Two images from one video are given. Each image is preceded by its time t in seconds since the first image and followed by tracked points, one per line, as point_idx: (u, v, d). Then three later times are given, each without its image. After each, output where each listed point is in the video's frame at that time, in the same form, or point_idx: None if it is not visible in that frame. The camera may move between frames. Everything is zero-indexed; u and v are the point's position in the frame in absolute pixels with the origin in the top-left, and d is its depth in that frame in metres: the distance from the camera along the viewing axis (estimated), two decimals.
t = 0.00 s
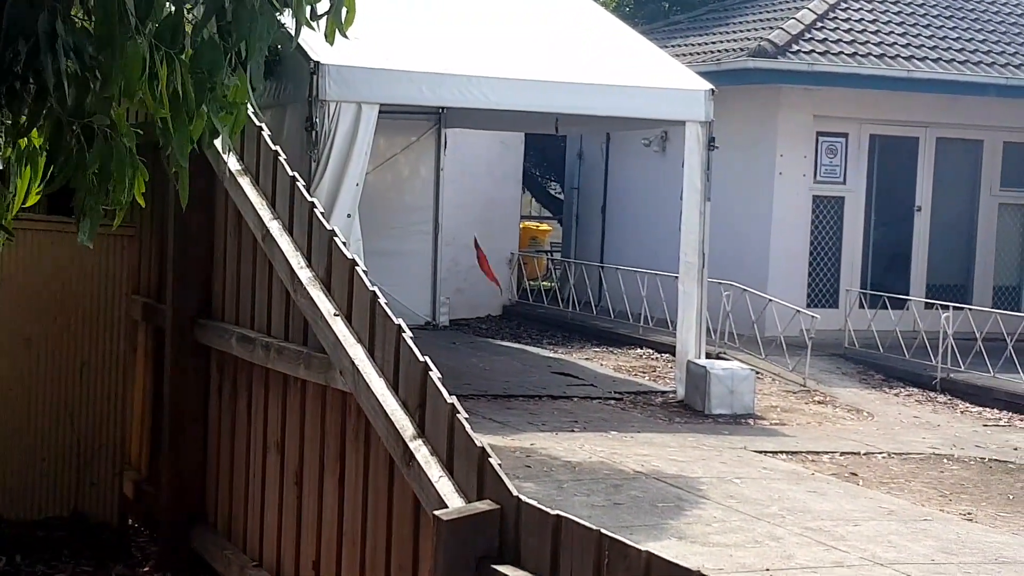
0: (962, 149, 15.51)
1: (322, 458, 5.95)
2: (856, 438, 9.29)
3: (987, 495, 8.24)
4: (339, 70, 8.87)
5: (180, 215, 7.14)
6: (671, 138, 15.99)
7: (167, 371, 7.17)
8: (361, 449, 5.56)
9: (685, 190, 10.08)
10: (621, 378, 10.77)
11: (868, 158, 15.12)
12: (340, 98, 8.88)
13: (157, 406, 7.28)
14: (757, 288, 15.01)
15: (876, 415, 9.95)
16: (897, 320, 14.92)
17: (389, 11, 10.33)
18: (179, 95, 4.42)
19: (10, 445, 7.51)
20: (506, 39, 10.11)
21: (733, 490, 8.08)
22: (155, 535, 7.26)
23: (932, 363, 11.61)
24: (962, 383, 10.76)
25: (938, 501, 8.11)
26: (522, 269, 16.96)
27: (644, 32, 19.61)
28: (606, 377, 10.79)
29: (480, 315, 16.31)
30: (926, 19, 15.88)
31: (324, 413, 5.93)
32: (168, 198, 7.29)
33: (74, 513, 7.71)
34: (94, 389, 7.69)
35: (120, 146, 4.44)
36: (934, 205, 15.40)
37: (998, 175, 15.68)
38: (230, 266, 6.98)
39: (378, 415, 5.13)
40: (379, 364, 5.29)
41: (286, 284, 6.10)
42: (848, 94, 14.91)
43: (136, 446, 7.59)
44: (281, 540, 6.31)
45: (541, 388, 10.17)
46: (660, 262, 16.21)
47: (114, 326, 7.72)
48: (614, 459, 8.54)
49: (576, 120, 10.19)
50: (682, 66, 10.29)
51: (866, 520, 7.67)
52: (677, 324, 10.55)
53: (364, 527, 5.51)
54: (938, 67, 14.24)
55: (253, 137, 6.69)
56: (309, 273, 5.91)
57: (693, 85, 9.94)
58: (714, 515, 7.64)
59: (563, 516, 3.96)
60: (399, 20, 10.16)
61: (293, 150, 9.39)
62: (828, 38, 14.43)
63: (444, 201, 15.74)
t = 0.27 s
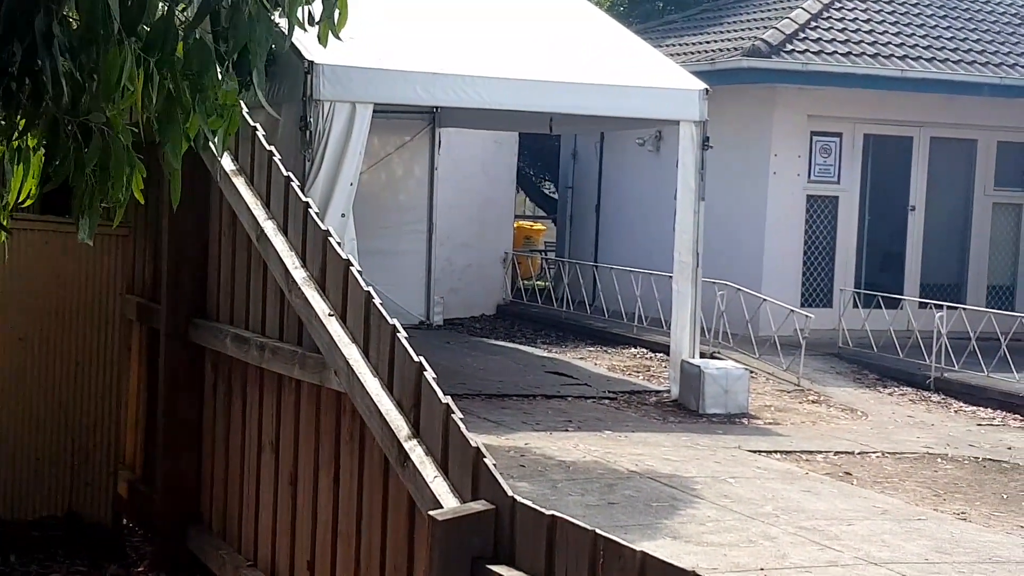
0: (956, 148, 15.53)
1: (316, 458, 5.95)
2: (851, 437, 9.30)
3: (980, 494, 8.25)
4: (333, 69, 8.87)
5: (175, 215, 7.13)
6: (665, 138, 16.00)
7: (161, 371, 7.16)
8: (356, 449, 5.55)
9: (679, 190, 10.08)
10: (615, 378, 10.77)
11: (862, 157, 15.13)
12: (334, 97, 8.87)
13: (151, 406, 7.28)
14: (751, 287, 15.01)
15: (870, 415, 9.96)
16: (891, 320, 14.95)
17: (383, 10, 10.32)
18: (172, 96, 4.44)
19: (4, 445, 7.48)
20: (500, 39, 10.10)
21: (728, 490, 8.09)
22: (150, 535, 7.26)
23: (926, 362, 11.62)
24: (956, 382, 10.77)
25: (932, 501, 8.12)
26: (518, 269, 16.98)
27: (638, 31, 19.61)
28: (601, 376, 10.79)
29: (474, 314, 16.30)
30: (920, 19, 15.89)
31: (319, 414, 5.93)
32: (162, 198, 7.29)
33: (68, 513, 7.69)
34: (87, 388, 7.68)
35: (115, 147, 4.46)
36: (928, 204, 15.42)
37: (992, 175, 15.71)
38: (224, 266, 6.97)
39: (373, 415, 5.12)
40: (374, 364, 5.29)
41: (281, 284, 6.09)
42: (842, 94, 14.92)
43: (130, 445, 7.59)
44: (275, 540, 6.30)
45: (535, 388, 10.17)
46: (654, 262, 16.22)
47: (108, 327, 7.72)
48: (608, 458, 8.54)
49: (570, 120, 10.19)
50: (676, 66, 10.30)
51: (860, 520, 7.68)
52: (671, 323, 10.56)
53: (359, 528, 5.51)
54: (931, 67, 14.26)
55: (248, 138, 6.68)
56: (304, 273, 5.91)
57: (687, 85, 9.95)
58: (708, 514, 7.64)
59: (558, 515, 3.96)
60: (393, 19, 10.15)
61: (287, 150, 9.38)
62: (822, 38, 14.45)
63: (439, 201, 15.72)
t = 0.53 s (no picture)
0: (950, 146, 15.56)
1: (313, 455, 5.94)
2: (845, 434, 9.32)
3: (976, 491, 8.26)
4: (328, 68, 8.87)
5: (171, 213, 7.11)
6: (660, 135, 16.02)
7: (158, 368, 7.15)
8: (353, 447, 5.55)
9: (674, 188, 10.08)
10: (610, 376, 10.77)
11: (856, 154, 15.15)
12: (329, 95, 8.87)
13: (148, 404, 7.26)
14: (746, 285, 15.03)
15: (865, 412, 9.97)
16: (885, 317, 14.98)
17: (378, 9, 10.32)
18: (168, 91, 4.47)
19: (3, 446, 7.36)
20: (495, 37, 10.10)
21: (723, 487, 8.09)
22: (147, 533, 7.24)
23: (921, 359, 11.64)
24: (951, 379, 10.79)
25: (927, 497, 8.13)
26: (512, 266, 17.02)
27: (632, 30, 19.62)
28: (596, 374, 10.80)
29: (469, 313, 16.29)
30: (914, 17, 15.92)
31: (315, 411, 5.92)
32: (159, 195, 7.28)
33: (64, 512, 7.64)
34: (84, 387, 7.64)
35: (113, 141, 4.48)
36: (922, 202, 15.45)
37: (985, 172, 15.73)
38: (220, 263, 6.97)
39: (369, 411, 5.12)
40: (370, 360, 5.29)
41: (277, 282, 6.09)
42: (836, 92, 14.94)
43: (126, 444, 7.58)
44: (272, 537, 6.29)
45: (531, 386, 10.17)
46: (649, 261, 16.22)
47: (104, 324, 7.70)
48: (604, 456, 8.54)
49: (565, 118, 10.20)
50: (670, 64, 10.30)
51: (856, 517, 7.69)
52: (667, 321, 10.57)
53: (356, 525, 5.50)
54: (925, 64, 14.28)
55: (244, 135, 6.68)
56: (299, 270, 5.90)
57: (682, 82, 9.96)
58: (704, 511, 7.65)
59: (555, 510, 3.96)
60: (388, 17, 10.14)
61: (281, 148, 9.38)
62: (816, 36, 14.48)
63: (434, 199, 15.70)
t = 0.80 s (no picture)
0: (944, 145, 15.56)
1: (306, 453, 5.94)
2: (839, 433, 9.32)
3: (969, 489, 8.26)
4: (321, 66, 8.87)
5: (164, 212, 7.11)
6: (654, 134, 16.03)
7: (151, 367, 7.16)
8: (345, 444, 5.55)
9: (668, 186, 10.09)
10: (605, 374, 10.77)
11: (851, 153, 15.15)
12: (323, 94, 8.88)
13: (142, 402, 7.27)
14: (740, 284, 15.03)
15: (859, 410, 9.98)
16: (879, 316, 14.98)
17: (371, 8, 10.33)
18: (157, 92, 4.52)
19: None
20: (487, 35, 10.10)
21: (717, 485, 8.10)
22: (140, 531, 7.24)
23: (914, 358, 11.64)
24: (945, 377, 10.79)
25: (921, 495, 8.13)
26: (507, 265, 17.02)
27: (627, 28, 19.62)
28: (591, 372, 10.80)
29: (463, 312, 16.30)
30: (907, 15, 15.92)
31: (308, 409, 5.93)
32: (151, 194, 7.29)
33: (57, 510, 7.65)
34: (78, 385, 7.65)
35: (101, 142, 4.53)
36: (916, 200, 15.46)
37: (980, 171, 15.74)
38: (213, 261, 6.98)
39: (362, 409, 5.12)
40: (362, 358, 5.29)
41: (269, 280, 6.09)
42: (831, 91, 14.93)
43: (120, 442, 7.59)
44: (265, 534, 6.29)
45: (525, 384, 10.17)
46: (644, 260, 16.23)
47: (98, 323, 7.71)
48: (598, 454, 8.54)
49: (559, 117, 10.20)
50: (664, 62, 10.31)
51: (849, 514, 7.69)
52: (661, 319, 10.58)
53: (349, 522, 5.51)
54: (918, 62, 14.28)
55: (237, 134, 6.68)
56: (292, 268, 5.90)
57: (676, 81, 9.97)
58: (697, 509, 7.65)
59: (545, 507, 3.97)
60: (381, 16, 10.14)
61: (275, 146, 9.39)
62: (810, 34, 14.49)
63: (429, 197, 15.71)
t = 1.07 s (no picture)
0: (937, 144, 15.56)
1: (297, 451, 5.95)
2: (832, 431, 9.32)
3: (961, 488, 8.27)
4: (315, 66, 8.88)
5: (155, 210, 7.10)
6: (648, 134, 16.03)
7: (143, 365, 7.16)
8: (336, 442, 5.55)
9: (661, 186, 10.09)
10: (598, 373, 10.78)
11: (844, 152, 15.15)
12: (317, 93, 8.89)
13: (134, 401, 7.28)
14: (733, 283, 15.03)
15: (852, 409, 9.98)
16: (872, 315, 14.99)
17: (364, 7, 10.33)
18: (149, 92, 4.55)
19: None
20: (479, 34, 10.11)
21: (709, 483, 8.10)
22: (132, 530, 7.25)
23: (907, 357, 11.64)
24: (937, 376, 10.80)
25: (913, 494, 8.13)
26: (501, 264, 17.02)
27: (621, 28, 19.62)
28: (585, 372, 10.80)
29: (457, 311, 16.31)
30: (901, 14, 15.92)
31: (299, 407, 5.93)
32: (142, 192, 7.28)
33: (49, 509, 7.66)
34: (71, 384, 7.65)
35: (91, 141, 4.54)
36: (909, 199, 15.46)
37: (973, 170, 15.74)
38: (204, 260, 6.98)
39: (352, 407, 5.12)
40: (353, 357, 5.30)
41: (261, 279, 6.09)
42: (825, 90, 14.93)
43: (112, 441, 7.59)
44: (257, 532, 6.30)
45: (518, 383, 10.17)
46: (638, 259, 16.23)
47: (90, 322, 7.71)
48: (591, 453, 8.54)
49: (553, 116, 10.21)
50: (656, 61, 10.32)
51: (841, 513, 7.70)
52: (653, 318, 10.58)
53: (339, 520, 5.51)
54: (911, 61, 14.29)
55: (228, 132, 6.68)
56: (283, 267, 5.90)
57: (669, 81, 9.98)
58: (689, 508, 7.66)
59: (536, 505, 3.97)
60: (375, 15, 10.15)
61: (268, 146, 9.39)
62: (803, 34, 14.49)
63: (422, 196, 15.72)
